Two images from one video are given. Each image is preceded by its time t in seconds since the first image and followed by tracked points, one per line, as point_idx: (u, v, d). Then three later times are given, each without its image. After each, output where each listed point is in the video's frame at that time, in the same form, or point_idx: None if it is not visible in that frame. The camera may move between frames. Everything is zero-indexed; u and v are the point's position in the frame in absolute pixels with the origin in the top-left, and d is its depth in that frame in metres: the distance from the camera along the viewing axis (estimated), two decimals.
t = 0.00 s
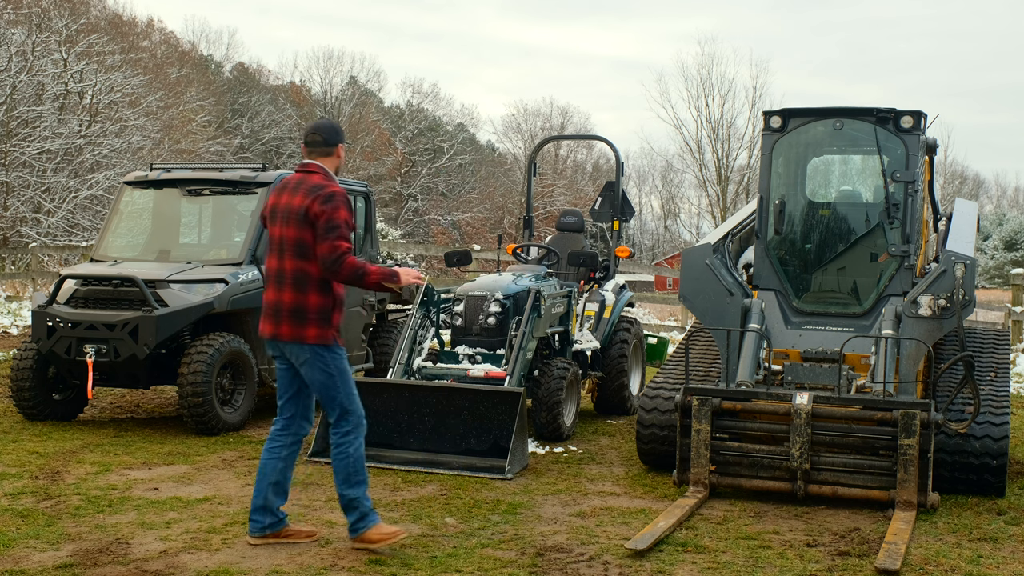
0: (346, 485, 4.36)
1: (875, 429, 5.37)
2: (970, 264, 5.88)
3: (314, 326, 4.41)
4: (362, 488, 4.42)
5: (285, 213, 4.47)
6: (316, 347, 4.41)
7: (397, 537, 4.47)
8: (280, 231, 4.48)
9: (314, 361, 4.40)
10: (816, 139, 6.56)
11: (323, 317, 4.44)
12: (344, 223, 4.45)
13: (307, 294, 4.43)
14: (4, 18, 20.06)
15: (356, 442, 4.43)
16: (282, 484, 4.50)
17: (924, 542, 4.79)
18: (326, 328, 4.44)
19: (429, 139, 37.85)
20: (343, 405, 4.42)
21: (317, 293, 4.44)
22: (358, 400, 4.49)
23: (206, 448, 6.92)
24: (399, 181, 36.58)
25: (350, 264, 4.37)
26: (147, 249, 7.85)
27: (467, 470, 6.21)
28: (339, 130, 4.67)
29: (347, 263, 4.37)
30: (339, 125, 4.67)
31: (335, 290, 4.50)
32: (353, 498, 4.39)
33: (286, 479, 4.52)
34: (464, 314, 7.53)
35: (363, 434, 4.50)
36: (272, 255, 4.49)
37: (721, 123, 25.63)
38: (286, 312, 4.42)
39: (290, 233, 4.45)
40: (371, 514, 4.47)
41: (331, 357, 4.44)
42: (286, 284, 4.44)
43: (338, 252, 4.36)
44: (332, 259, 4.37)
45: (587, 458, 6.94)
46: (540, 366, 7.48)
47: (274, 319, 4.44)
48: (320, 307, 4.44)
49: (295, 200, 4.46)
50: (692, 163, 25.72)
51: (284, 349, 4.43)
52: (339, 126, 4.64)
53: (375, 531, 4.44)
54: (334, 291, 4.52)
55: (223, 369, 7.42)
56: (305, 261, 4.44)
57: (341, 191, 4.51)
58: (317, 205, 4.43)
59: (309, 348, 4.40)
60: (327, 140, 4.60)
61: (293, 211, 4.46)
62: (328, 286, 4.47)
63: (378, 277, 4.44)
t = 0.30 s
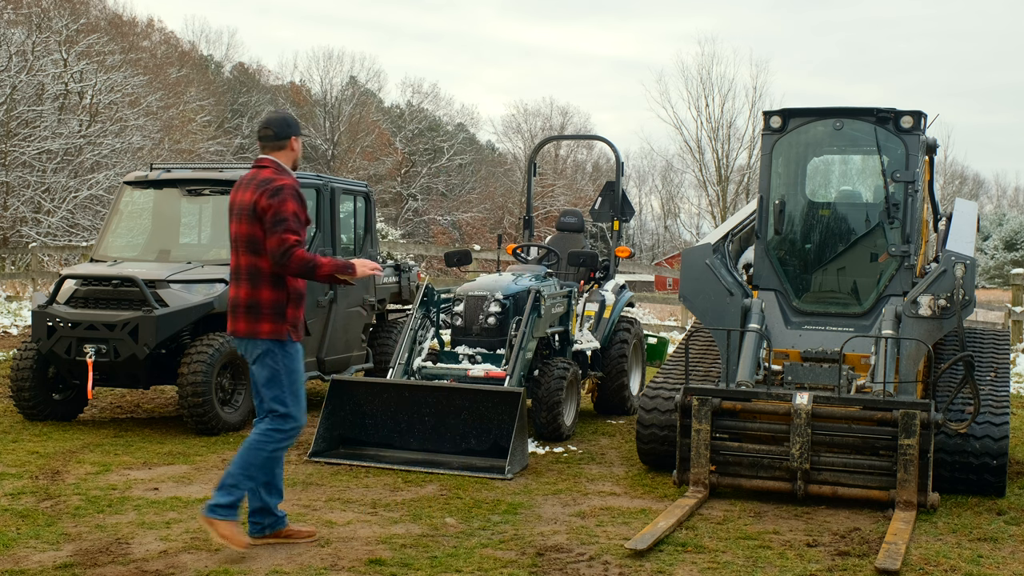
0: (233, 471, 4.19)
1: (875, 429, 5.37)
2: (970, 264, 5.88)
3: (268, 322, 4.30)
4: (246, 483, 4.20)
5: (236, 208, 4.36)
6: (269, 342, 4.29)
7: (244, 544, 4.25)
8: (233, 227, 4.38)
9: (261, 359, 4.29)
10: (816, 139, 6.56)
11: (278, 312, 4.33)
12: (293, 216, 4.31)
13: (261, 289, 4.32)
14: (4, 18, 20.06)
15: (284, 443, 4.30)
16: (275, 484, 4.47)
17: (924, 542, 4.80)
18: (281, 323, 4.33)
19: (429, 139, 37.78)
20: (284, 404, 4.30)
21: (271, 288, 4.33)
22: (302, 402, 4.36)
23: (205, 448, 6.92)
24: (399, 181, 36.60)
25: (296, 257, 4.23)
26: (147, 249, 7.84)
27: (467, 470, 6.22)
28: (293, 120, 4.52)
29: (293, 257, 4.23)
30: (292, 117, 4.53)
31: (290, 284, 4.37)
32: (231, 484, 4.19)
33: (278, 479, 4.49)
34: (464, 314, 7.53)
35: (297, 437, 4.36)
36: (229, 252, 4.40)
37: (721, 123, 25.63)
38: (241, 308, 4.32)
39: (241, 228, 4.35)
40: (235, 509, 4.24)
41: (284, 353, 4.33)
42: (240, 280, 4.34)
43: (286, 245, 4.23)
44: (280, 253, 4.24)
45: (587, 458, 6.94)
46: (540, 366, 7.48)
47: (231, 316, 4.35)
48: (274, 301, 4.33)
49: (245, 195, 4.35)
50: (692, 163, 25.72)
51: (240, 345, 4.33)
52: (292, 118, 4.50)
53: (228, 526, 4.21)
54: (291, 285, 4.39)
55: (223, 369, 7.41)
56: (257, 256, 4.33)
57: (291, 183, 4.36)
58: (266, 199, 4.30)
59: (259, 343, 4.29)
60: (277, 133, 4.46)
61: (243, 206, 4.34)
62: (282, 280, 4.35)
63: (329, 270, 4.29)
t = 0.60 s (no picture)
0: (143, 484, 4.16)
1: (875, 429, 5.37)
2: (970, 264, 5.88)
3: (204, 329, 4.20)
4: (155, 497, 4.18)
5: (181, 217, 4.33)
6: (204, 350, 4.19)
7: (163, 560, 4.22)
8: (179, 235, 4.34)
9: (188, 368, 4.20)
10: (816, 139, 6.56)
11: (217, 319, 4.22)
12: (230, 221, 4.22)
13: (200, 296, 4.25)
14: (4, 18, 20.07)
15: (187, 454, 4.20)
16: (268, 484, 4.47)
17: (924, 542, 4.79)
18: (220, 331, 4.22)
19: (429, 139, 37.80)
20: (194, 414, 4.19)
21: (209, 295, 4.24)
22: (213, 415, 4.22)
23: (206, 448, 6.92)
24: (399, 181, 36.60)
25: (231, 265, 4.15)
26: (147, 249, 7.82)
27: (467, 470, 6.22)
28: (242, 123, 4.42)
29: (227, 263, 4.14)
30: (241, 119, 4.44)
31: (231, 292, 4.26)
32: (141, 496, 4.18)
33: (270, 479, 4.47)
34: (464, 314, 7.53)
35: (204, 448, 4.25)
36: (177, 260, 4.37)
37: (721, 123, 25.62)
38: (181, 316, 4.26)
39: (184, 237, 4.31)
40: (151, 524, 4.23)
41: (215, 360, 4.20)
42: (183, 287, 4.29)
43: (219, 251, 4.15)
44: (215, 260, 4.17)
45: (587, 458, 6.94)
46: (540, 366, 7.48)
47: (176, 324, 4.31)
48: (213, 309, 4.23)
49: (187, 202, 4.31)
50: (692, 164, 25.72)
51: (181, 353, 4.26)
52: (241, 118, 4.42)
53: (144, 544, 4.20)
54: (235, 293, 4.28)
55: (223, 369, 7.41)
56: (198, 263, 4.27)
57: (230, 188, 4.28)
58: (202, 205, 4.24)
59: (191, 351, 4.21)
60: (222, 137, 4.39)
61: (185, 214, 4.30)
62: (222, 287, 4.25)
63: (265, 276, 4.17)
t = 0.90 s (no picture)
0: (117, 492, 4.17)
1: (875, 429, 5.36)
2: (970, 264, 5.88)
3: (137, 330, 4.15)
4: (135, 501, 4.20)
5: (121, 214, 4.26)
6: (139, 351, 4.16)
7: (164, 559, 4.21)
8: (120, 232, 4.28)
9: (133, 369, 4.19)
10: (816, 139, 6.56)
11: (150, 320, 4.17)
12: (158, 224, 4.11)
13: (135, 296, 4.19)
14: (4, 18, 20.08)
15: (149, 454, 4.22)
16: (221, 478, 4.41)
17: (924, 542, 4.79)
18: (152, 333, 4.16)
19: (429, 139, 37.81)
20: (144, 414, 4.19)
21: (143, 296, 4.17)
22: (164, 412, 4.21)
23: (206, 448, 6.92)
24: (399, 181, 36.60)
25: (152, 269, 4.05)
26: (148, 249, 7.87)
27: (467, 470, 6.22)
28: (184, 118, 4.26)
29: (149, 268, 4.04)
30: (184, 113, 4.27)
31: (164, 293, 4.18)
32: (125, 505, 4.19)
33: (224, 474, 4.42)
34: (464, 314, 7.53)
35: (163, 445, 4.26)
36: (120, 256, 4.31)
37: (721, 123, 25.61)
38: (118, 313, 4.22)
39: (123, 235, 4.24)
40: (142, 529, 4.23)
41: (153, 360, 4.17)
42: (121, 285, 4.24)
43: (144, 254, 4.06)
44: (140, 262, 4.08)
45: (587, 458, 6.94)
46: (540, 366, 7.48)
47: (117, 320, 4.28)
48: (146, 309, 4.16)
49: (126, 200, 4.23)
50: (692, 163, 25.72)
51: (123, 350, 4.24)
52: (186, 112, 4.26)
53: (139, 548, 4.20)
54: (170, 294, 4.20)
55: (223, 369, 7.41)
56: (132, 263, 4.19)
57: (164, 189, 4.16)
58: (135, 205, 4.15)
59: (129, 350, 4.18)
60: (164, 133, 4.26)
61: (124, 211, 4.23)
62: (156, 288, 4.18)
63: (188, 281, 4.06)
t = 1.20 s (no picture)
0: (109, 495, 4.17)
1: (875, 429, 5.36)
2: (970, 264, 5.88)
3: (98, 333, 4.12)
4: (130, 502, 4.21)
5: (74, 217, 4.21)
6: (105, 354, 4.14)
7: (164, 559, 4.23)
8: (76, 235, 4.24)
9: (108, 369, 4.16)
10: (816, 139, 6.56)
11: (108, 321, 4.12)
12: (93, 226, 4.02)
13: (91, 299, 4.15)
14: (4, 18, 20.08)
15: (135, 453, 4.20)
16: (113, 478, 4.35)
17: (924, 542, 4.79)
18: (111, 334, 4.11)
19: (429, 139, 37.81)
20: (126, 414, 4.17)
21: (96, 298, 4.12)
22: (144, 411, 4.18)
23: (206, 448, 6.92)
24: (399, 181, 36.60)
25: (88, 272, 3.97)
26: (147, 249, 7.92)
27: (467, 470, 6.22)
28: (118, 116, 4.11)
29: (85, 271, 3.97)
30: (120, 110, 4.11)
31: (117, 294, 4.11)
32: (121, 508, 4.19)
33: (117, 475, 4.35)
34: (464, 314, 7.53)
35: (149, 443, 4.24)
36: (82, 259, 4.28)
37: (721, 123, 25.60)
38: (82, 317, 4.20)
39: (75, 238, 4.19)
40: (139, 529, 4.24)
41: (124, 360, 4.14)
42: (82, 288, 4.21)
43: (80, 258, 3.99)
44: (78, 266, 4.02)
45: (587, 458, 6.94)
46: (540, 366, 7.48)
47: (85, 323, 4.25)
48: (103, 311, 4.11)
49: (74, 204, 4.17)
50: (692, 164, 25.72)
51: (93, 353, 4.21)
52: (120, 109, 4.09)
53: (139, 548, 4.22)
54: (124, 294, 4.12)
55: (223, 369, 7.41)
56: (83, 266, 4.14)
57: (100, 190, 4.07)
58: (75, 208, 4.08)
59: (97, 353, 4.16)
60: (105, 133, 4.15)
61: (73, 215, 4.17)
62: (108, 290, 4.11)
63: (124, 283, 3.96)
